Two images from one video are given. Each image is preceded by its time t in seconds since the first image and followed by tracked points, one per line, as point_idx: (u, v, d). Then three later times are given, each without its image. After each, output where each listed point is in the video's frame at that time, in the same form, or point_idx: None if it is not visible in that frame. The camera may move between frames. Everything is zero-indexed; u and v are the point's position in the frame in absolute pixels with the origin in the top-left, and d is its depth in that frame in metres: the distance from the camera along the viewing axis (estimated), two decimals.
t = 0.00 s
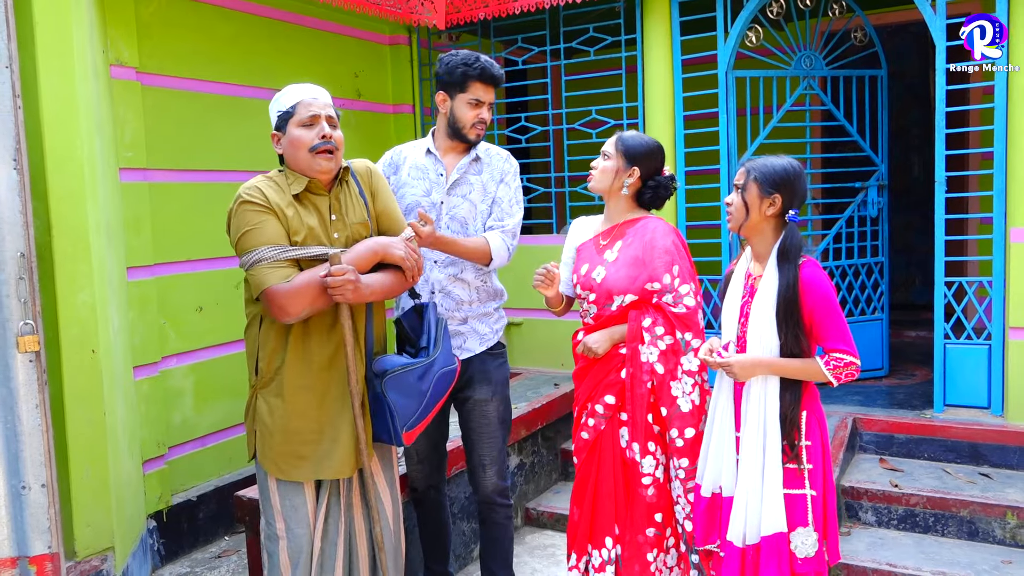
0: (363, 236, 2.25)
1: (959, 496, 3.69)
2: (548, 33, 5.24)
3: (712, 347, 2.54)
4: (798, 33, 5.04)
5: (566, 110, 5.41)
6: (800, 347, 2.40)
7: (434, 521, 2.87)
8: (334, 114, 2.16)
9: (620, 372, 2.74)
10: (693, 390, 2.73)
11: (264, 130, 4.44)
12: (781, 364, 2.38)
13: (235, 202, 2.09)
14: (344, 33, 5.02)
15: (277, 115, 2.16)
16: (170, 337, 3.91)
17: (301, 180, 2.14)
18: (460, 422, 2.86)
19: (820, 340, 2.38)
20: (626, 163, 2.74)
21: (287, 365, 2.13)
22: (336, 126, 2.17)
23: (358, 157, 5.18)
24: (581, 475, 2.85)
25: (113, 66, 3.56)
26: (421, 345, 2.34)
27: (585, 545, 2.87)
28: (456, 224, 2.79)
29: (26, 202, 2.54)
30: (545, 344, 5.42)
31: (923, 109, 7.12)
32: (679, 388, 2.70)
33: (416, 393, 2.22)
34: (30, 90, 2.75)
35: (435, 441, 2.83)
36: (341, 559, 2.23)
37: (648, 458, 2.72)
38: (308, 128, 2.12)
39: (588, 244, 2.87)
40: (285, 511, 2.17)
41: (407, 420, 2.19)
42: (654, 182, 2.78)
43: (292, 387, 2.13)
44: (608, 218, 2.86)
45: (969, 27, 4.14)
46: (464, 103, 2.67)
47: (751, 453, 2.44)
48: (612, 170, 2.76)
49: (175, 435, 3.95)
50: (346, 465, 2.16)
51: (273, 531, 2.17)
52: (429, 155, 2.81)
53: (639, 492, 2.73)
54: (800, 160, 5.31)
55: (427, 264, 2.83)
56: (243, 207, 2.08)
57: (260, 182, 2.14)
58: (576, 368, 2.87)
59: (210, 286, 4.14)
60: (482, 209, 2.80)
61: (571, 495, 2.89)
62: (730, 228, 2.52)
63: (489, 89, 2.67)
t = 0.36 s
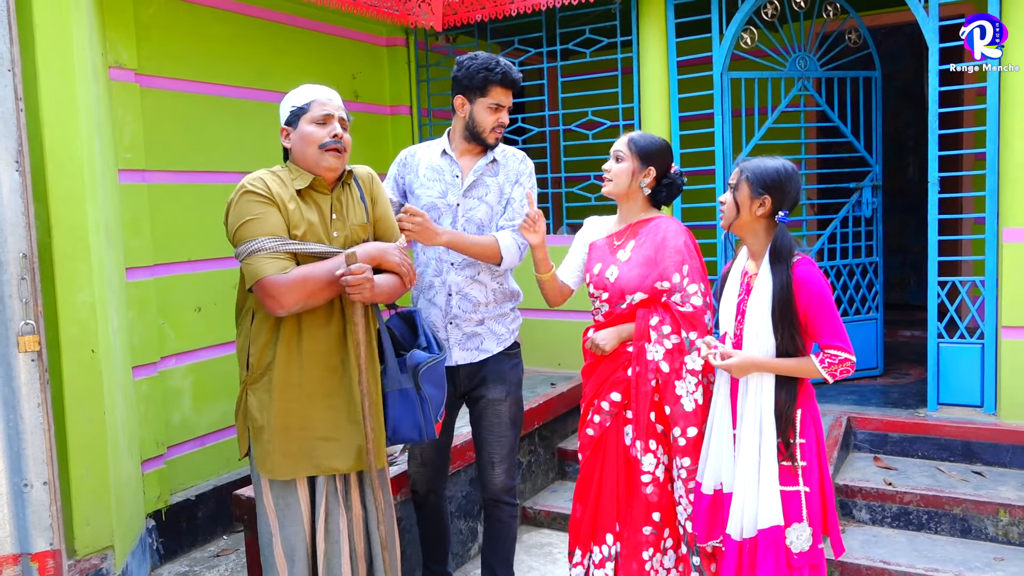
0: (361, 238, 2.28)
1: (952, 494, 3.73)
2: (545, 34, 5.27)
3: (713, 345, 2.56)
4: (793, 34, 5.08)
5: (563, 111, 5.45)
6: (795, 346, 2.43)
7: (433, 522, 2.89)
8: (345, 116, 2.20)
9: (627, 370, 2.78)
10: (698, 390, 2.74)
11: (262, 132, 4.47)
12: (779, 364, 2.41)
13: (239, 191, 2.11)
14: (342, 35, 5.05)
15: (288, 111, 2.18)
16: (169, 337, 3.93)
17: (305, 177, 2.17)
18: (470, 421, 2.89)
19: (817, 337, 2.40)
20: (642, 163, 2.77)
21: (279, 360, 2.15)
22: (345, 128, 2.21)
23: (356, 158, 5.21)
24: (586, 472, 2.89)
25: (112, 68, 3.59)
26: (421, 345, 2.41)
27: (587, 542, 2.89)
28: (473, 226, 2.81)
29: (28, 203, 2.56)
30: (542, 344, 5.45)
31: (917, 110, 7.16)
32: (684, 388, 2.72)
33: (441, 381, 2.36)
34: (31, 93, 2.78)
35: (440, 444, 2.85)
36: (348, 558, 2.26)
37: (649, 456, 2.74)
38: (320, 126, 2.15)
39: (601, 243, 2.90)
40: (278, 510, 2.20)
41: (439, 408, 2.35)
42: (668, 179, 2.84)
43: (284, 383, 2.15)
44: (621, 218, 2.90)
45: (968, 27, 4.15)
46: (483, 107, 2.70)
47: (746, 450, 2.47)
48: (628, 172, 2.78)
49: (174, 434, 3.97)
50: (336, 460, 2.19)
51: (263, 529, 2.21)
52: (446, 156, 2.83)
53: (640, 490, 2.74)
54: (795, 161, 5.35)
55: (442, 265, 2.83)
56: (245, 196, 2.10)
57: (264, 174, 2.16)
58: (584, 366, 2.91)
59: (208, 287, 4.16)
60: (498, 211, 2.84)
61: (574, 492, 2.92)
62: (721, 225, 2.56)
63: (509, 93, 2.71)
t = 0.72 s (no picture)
0: (365, 236, 2.32)
1: (945, 491, 3.76)
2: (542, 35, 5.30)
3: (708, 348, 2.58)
4: (789, 35, 5.11)
5: (561, 112, 5.48)
6: (790, 343, 2.47)
7: (428, 519, 2.92)
8: (330, 116, 2.21)
9: (640, 367, 2.78)
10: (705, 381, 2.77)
11: (261, 132, 4.50)
12: (773, 362, 2.44)
13: (240, 203, 2.13)
14: (341, 35, 5.08)
15: (274, 119, 2.21)
16: (169, 336, 3.96)
17: (305, 181, 2.19)
18: (463, 419, 2.91)
19: (812, 335, 2.43)
20: (640, 170, 2.80)
21: (291, 363, 2.18)
22: (332, 127, 2.22)
23: (355, 157, 5.24)
24: (595, 471, 2.86)
25: (112, 68, 3.62)
26: (419, 342, 2.49)
27: (601, 542, 2.86)
28: (461, 224, 2.84)
29: (32, 203, 2.59)
30: (540, 343, 5.48)
31: (913, 111, 7.20)
32: (692, 379, 2.74)
33: (426, 384, 2.43)
34: (33, 94, 2.80)
35: (435, 441, 2.88)
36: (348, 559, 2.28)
37: (663, 449, 2.75)
38: (303, 132, 2.17)
39: (606, 241, 2.91)
40: (282, 503, 2.20)
41: (421, 411, 2.40)
42: (667, 185, 2.85)
43: (296, 385, 2.18)
44: (621, 219, 2.92)
45: (969, 27, 4.13)
46: (465, 107, 2.73)
47: (744, 446, 2.51)
48: (627, 179, 2.81)
49: (174, 432, 4.00)
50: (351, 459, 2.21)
51: (265, 521, 2.21)
52: (431, 156, 2.86)
53: (654, 485, 2.75)
54: (791, 161, 5.38)
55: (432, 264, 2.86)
56: (247, 207, 2.12)
57: (264, 183, 2.17)
58: (592, 366, 2.90)
59: (208, 286, 4.19)
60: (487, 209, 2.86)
61: (582, 492, 2.90)
62: (720, 224, 2.59)
63: (488, 91, 2.71)
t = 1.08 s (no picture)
0: (369, 237, 2.33)
1: (941, 491, 3.78)
2: (543, 37, 5.32)
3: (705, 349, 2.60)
4: (788, 37, 5.14)
5: (561, 113, 5.50)
6: (789, 344, 2.49)
7: (427, 515, 2.95)
8: (346, 122, 2.25)
9: (636, 366, 2.80)
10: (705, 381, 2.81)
11: (263, 131, 4.53)
12: (771, 363, 2.46)
13: (245, 202, 2.15)
14: (342, 36, 5.11)
15: (291, 116, 2.24)
16: (170, 334, 3.99)
17: (310, 182, 2.21)
18: (453, 420, 2.94)
19: (809, 336, 2.46)
20: (634, 170, 2.83)
21: (293, 360, 2.21)
22: (346, 134, 2.25)
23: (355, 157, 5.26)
24: (592, 470, 2.87)
25: (115, 68, 3.64)
26: (429, 340, 2.53)
27: (598, 540, 2.86)
28: (447, 225, 2.86)
29: (36, 201, 2.61)
30: (539, 343, 5.51)
31: (911, 113, 7.22)
32: (691, 378, 2.79)
33: (440, 379, 2.46)
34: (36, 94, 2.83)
35: (429, 438, 2.89)
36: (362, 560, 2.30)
37: (664, 449, 2.78)
38: (318, 134, 2.20)
39: (602, 244, 2.95)
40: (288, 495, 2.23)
41: (436, 405, 2.46)
42: (661, 181, 2.89)
43: (298, 382, 2.21)
44: (619, 221, 2.95)
45: (968, 28, 4.16)
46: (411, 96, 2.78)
47: (743, 446, 2.52)
48: (621, 180, 2.83)
49: (175, 430, 4.03)
50: (354, 453, 2.23)
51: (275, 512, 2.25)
52: (412, 159, 2.89)
53: (656, 484, 2.77)
54: (790, 162, 5.41)
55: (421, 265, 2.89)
56: (250, 208, 2.14)
57: (269, 183, 2.20)
58: (588, 365, 2.91)
59: (210, 285, 4.22)
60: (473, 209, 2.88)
61: (579, 490, 2.91)
62: (716, 226, 2.62)
63: (427, 80, 2.71)
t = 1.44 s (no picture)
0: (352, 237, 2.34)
1: (938, 492, 3.80)
2: (544, 37, 5.34)
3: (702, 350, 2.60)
4: (787, 39, 5.15)
5: (561, 113, 5.52)
6: (786, 343, 2.51)
7: (426, 512, 2.97)
8: (333, 118, 2.27)
9: (616, 364, 2.84)
10: (686, 381, 2.80)
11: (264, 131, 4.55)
12: (768, 362, 2.47)
13: (228, 202, 2.16)
14: (344, 35, 5.13)
15: (277, 114, 2.23)
16: (171, 332, 4.01)
17: (295, 182, 2.23)
18: (449, 417, 2.96)
19: (806, 334, 2.47)
20: (616, 174, 2.83)
21: (276, 361, 2.22)
22: (334, 129, 2.28)
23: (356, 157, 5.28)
24: (576, 467, 2.92)
25: (118, 67, 3.66)
26: (409, 340, 2.48)
27: (583, 537, 2.91)
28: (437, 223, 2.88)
29: (38, 198, 2.63)
30: (539, 343, 5.52)
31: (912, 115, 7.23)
32: (672, 380, 2.79)
33: (425, 378, 2.43)
34: (39, 93, 2.85)
35: (428, 434, 2.92)
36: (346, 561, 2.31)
37: (642, 448, 2.80)
38: (310, 129, 2.22)
39: (594, 237, 2.98)
40: (274, 494, 2.25)
41: (421, 406, 2.43)
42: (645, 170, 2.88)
43: (280, 382, 2.22)
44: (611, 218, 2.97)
45: (967, 29, 4.18)
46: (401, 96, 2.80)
47: (739, 445, 2.52)
48: (608, 188, 2.85)
49: (175, 427, 4.05)
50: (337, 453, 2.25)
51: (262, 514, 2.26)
52: (403, 156, 2.92)
53: (633, 483, 2.80)
54: (789, 164, 5.42)
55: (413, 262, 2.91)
56: (234, 208, 2.15)
57: (253, 183, 2.21)
58: (572, 362, 2.97)
59: (210, 283, 4.24)
60: (463, 205, 2.90)
61: (566, 486, 2.96)
62: (715, 227, 2.62)
63: (419, 80, 2.74)
